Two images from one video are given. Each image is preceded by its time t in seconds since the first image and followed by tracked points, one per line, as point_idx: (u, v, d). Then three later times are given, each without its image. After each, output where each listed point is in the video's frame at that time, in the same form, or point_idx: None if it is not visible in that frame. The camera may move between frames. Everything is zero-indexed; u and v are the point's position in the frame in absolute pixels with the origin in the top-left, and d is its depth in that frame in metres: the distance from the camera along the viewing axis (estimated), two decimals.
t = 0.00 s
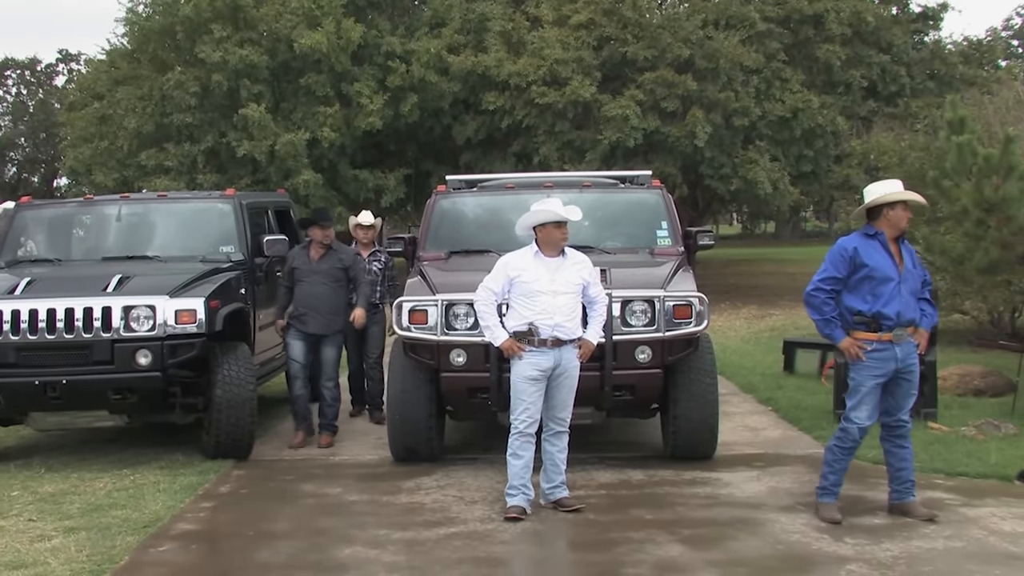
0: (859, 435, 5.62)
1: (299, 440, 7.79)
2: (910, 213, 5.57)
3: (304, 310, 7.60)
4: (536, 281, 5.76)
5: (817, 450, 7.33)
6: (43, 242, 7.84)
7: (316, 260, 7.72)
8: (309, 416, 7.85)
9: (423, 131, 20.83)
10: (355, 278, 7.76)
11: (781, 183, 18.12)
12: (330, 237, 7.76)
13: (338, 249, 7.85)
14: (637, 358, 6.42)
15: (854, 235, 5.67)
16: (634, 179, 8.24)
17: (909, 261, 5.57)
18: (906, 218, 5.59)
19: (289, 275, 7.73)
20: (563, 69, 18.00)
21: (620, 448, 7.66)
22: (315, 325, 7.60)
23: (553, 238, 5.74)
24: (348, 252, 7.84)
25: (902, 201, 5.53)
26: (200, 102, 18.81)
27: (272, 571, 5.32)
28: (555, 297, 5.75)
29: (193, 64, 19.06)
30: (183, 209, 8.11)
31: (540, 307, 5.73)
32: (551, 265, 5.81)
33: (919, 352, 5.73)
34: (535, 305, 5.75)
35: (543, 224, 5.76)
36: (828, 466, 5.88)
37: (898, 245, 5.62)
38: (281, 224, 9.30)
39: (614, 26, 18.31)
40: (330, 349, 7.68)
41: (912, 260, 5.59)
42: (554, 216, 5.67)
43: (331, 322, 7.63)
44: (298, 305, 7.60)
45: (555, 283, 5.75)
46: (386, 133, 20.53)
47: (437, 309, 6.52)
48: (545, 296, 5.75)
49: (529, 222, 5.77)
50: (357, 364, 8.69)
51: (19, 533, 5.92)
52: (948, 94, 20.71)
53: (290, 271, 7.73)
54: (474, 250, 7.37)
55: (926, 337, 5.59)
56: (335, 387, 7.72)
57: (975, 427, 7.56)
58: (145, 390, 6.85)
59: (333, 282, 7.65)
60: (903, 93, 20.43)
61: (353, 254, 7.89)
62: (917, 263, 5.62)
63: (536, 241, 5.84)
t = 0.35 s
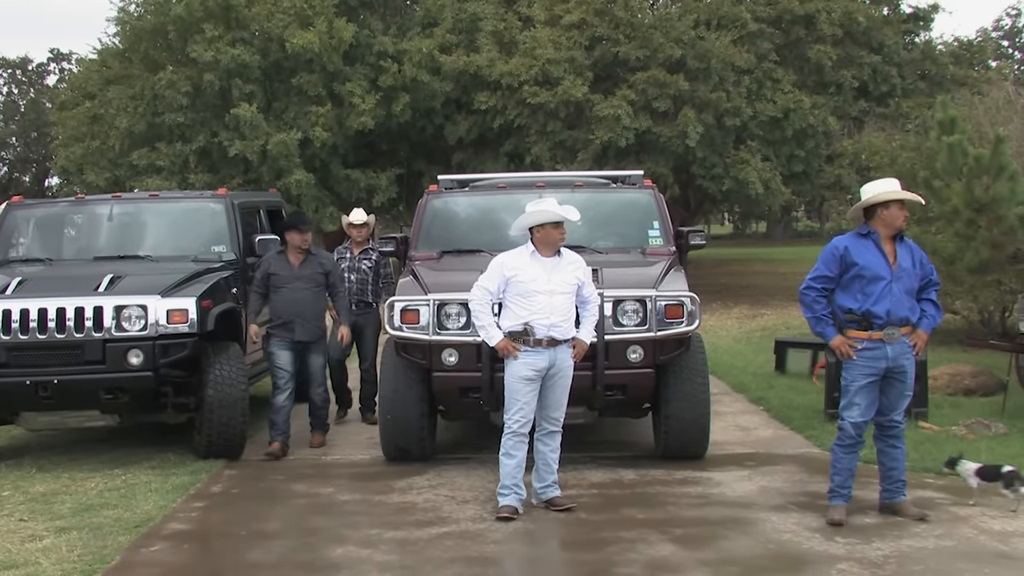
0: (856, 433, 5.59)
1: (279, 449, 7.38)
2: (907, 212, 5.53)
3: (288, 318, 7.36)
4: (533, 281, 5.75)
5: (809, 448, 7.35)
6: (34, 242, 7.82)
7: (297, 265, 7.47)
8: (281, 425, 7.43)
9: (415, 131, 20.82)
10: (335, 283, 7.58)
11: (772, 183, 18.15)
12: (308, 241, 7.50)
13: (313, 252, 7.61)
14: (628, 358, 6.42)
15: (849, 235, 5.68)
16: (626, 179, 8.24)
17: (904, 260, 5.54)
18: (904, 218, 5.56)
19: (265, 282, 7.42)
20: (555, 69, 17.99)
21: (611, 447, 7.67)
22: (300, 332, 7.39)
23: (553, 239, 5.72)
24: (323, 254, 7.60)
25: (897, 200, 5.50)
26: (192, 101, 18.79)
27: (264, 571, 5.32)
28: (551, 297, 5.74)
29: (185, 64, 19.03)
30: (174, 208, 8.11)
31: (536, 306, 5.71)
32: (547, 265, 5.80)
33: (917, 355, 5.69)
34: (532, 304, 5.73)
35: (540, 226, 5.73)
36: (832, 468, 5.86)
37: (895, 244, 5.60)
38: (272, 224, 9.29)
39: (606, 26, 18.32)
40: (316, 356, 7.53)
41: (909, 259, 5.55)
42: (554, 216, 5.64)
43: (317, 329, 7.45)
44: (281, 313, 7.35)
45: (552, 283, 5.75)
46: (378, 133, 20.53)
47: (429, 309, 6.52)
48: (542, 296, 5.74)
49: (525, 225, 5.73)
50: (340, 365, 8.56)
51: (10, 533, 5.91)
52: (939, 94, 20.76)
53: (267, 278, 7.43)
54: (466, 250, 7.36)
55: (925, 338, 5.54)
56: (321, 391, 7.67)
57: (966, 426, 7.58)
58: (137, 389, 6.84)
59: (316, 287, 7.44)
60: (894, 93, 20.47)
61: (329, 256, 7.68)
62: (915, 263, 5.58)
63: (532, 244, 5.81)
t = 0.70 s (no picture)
0: (850, 432, 5.60)
1: (275, 455, 7.33)
2: (891, 210, 5.53)
3: (269, 318, 7.14)
4: (537, 281, 5.76)
5: (805, 448, 7.35)
6: (31, 242, 7.81)
7: (277, 264, 7.26)
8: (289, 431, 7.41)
9: (412, 131, 20.82)
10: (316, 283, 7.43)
11: (768, 183, 18.18)
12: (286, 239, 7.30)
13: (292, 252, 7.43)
14: (625, 358, 6.43)
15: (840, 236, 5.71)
16: (623, 179, 8.24)
17: (894, 260, 5.53)
18: (892, 217, 5.57)
19: (243, 282, 7.17)
20: (552, 69, 17.99)
21: (608, 447, 7.68)
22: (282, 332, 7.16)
23: (561, 239, 5.72)
24: (303, 254, 7.43)
25: (882, 199, 5.51)
26: (189, 101, 18.78)
27: (260, 570, 5.32)
28: (555, 297, 5.75)
29: (182, 64, 19.02)
30: (171, 208, 8.11)
31: (541, 306, 5.72)
32: (551, 265, 5.80)
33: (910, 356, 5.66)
34: (536, 304, 5.74)
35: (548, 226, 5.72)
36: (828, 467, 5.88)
37: (886, 243, 5.59)
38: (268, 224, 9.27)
39: (603, 26, 18.32)
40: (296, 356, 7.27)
41: (901, 259, 5.53)
42: (563, 217, 5.64)
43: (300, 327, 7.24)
44: (263, 312, 7.12)
45: (555, 284, 5.75)
46: (375, 133, 20.53)
47: (426, 309, 6.53)
48: (546, 296, 5.75)
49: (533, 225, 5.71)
50: (330, 377, 8.26)
51: (6, 533, 5.91)
52: (934, 95, 20.79)
53: (245, 277, 7.18)
54: (463, 250, 7.36)
55: (917, 340, 5.52)
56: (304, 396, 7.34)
57: (961, 426, 7.57)
58: (133, 389, 6.84)
59: (298, 286, 7.25)
60: (890, 94, 20.51)
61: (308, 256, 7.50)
62: (908, 263, 5.56)
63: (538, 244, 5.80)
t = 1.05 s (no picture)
0: (848, 432, 5.60)
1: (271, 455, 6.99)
2: (882, 209, 5.54)
3: (254, 320, 7.07)
4: (538, 285, 5.73)
5: (804, 448, 7.36)
6: (30, 242, 7.82)
7: (266, 265, 7.18)
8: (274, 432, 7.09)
9: (411, 131, 20.82)
10: (309, 283, 7.31)
11: (767, 182, 18.19)
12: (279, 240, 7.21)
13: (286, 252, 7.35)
14: (624, 358, 6.43)
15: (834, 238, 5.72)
16: (622, 178, 8.24)
17: (889, 259, 5.54)
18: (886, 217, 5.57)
19: (233, 283, 7.16)
20: (551, 69, 18.00)
21: (607, 447, 7.68)
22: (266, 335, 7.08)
23: (555, 242, 5.70)
24: (297, 255, 7.32)
25: (874, 199, 5.52)
26: (189, 101, 18.79)
27: (260, 570, 5.33)
28: (557, 301, 5.72)
29: (182, 64, 19.04)
30: (170, 208, 8.11)
31: (542, 311, 5.69)
32: (554, 268, 5.78)
33: (906, 355, 5.67)
34: (537, 309, 5.71)
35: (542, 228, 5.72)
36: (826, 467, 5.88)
37: (881, 243, 5.60)
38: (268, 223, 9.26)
39: (602, 26, 18.31)
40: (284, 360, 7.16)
41: (896, 259, 5.54)
42: (555, 218, 5.62)
43: (285, 331, 7.12)
44: (247, 315, 7.07)
45: (558, 288, 5.73)
46: (374, 133, 20.54)
47: (425, 309, 6.54)
48: (547, 300, 5.72)
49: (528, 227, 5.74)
50: (328, 378, 8.17)
51: (5, 532, 5.92)
52: (933, 95, 20.79)
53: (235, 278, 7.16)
54: (462, 250, 7.36)
55: (913, 340, 5.53)
56: (283, 398, 7.15)
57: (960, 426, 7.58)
58: (133, 389, 6.84)
59: (285, 289, 7.15)
60: (889, 94, 20.52)
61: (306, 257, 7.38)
62: (902, 263, 5.57)
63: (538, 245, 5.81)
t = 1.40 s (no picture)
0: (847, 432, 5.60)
1: (269, 465, 7.04)
2: (872, 209, 5.53)
3: (243, 322, 6.95)
4: (537, 290, 5.59)
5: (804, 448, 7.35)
6: (30, 242, 7.83)
7: (260, 266, 7.05)
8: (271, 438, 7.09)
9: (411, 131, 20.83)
10: (305, 289, 7.02)
11: (767, 182, 18.20)
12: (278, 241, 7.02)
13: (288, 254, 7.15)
14: (624, 358, 6.44)
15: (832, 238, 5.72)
16: (621, 179, 8.24)
17: (888, 260, 5.54)
18: (883, 217, 5.58)
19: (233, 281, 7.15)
20: (551, 69, 18.01)
21: (607, 447, 7.68)
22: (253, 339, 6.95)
23: (549, 244, 5.53)
24: (299, 258, 7.11)
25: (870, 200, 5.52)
26: (188, 101, 18.79)
27: (260, 570, 5.34)
28: (558, 305, 5.56)
29: (181, 64, 19.04)
30: (170, 208, 8.11)
31: (543, 316, 5.54)
32: (550, 272, 5.62)
33: (903, 355, 5.68)
34: (537, 314, 5.56)
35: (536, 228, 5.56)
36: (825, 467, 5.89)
37: (880, 244, 5.61)
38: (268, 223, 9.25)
39: (602, 26, 18.30)
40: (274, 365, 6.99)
41: (894, 259, 5.55)
42: (549, 219, 5.44)
43: (270, 336, 6.96)
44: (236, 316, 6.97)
45: (559, 291, 5.59)
46: (373, 133, 20.54)
47: (425, 309, 6.56)
48: (546, 305, 5.57)
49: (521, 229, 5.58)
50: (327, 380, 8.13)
51: (5, 532, 5.92)
52: (933, 95, 20.81)
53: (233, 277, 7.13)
54: (462, 250, 7.36)
55: (911, 340, 5.53)
56: (276, 405, 7.00)
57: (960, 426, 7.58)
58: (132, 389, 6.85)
59: (273, 293, 6.98)
60: (889, 94, 20.53)
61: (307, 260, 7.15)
62: (900, 263, 5.57)
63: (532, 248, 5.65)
